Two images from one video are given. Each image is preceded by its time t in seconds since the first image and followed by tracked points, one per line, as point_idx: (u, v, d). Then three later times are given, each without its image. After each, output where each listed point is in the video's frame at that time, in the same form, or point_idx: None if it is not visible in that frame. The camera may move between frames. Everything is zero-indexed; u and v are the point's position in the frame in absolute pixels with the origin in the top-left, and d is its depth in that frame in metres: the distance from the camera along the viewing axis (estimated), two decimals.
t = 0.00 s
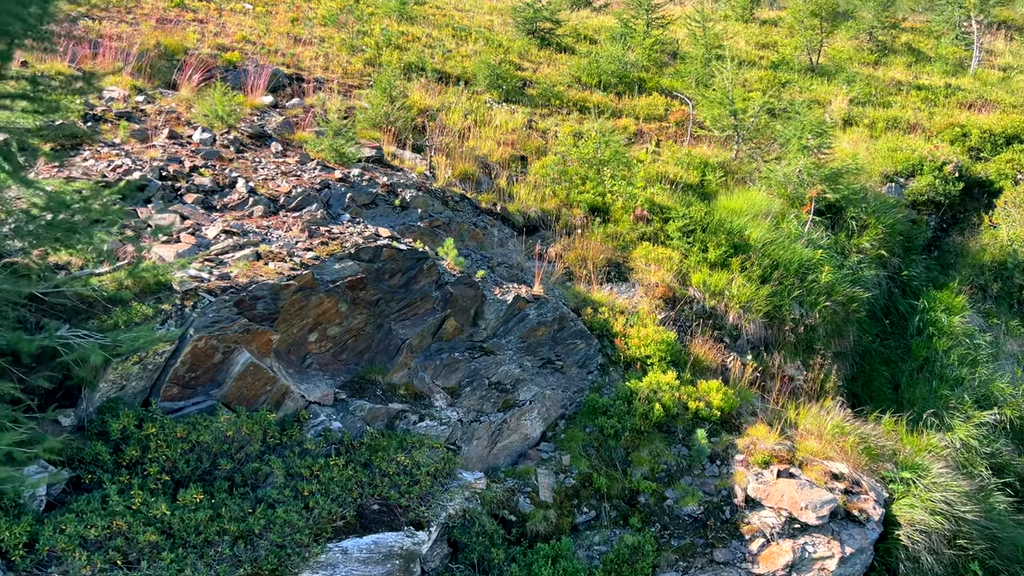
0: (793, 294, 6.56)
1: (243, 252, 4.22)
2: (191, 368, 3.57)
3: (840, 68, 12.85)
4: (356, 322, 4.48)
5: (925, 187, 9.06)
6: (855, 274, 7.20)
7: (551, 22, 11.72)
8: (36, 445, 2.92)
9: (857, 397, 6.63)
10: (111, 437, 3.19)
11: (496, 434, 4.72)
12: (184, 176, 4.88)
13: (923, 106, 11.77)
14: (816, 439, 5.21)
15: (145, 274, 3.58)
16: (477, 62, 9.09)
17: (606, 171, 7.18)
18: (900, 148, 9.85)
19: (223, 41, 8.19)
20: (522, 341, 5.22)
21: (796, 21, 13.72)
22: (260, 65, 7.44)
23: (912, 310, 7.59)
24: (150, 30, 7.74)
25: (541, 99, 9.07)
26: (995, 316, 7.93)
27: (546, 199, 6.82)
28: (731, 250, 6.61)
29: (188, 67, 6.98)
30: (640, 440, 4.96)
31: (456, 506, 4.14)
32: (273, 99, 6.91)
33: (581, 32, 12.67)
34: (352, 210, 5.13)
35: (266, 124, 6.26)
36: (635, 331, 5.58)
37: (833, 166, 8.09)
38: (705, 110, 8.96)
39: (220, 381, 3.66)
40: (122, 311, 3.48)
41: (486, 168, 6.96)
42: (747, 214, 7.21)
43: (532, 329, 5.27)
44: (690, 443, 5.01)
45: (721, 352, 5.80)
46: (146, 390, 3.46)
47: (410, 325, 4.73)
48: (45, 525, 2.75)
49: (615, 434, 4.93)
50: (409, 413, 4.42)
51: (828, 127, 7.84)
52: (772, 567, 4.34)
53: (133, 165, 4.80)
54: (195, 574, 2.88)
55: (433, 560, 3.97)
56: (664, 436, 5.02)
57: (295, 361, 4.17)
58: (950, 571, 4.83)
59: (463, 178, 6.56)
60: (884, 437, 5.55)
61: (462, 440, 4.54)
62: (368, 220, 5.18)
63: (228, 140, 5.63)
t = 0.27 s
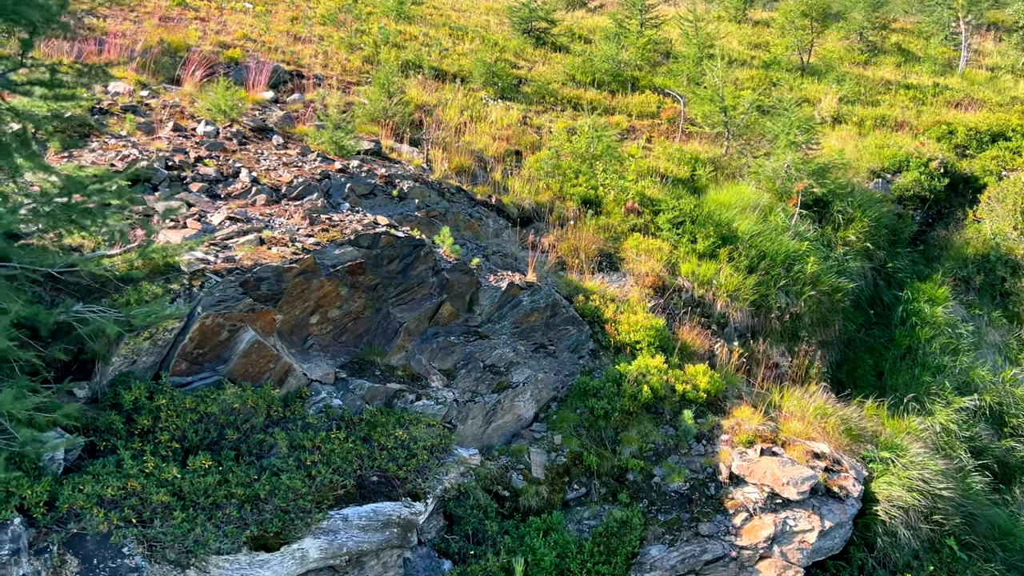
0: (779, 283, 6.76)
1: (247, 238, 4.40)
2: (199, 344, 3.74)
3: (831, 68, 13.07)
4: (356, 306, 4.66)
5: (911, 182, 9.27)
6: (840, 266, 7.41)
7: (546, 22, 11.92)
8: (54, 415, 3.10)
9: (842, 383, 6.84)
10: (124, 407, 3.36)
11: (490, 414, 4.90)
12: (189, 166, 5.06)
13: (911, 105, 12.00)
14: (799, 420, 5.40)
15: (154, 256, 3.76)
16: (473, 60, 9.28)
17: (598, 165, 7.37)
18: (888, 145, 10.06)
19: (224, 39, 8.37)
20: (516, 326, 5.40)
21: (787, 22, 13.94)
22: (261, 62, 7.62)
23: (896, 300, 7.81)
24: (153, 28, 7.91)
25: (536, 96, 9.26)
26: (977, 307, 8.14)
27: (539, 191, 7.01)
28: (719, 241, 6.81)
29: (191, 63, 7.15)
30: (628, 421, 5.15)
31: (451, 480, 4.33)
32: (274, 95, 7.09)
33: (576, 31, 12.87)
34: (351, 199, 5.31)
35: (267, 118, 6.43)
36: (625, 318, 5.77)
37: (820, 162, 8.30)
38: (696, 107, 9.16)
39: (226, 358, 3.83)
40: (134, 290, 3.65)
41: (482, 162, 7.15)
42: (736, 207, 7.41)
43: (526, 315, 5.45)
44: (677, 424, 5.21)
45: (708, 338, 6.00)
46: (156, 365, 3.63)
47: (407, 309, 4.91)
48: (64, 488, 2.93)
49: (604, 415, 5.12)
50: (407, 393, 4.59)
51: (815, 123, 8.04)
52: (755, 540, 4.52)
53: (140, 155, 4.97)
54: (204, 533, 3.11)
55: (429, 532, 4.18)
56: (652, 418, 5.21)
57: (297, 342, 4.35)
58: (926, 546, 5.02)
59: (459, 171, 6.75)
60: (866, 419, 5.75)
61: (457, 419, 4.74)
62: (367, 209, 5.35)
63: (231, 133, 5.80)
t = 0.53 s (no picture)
0: (766, 274, 6.96)
1: (251, 225, 4.58)
2: (205, 324, 3.91)
3: (821, 68, 13.30)
4: (355, 291, 4.84)
5: (898, 178, 9.49)
6: (826, 258, 7.62)
7: (541, 22, 12.13)
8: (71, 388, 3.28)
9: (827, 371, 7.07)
10: (135, 382, 3.55)
11: (485, 396, 5.09)
12: (194, 157, 5.23)
13: (899, 104, 12.22)
14: (783, 403, 5.59)
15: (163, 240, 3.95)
16: (469, 59, 9.47)
17: (591, 160, 7.57)
18: (875, 142, 10.27)
19: (226, 38, 8.55)
20: (510, 313, 5.59)
21: (778, 22, 14.17)
22: (262, 59, 7.80)
23: (881, 292, 8.02)
24: (156, 26, 8.09)
25: (531, 94, 9.45)
26: (961, 299, 8.35)
27: (533, 185, 7.20)
28: (708, 233, 7.02)
29: (194, 60, 7.33)
30: (618, 403, 5.34)
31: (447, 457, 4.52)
32: (275, 91, 7.27)
33: (570, 32, 13.08)
34: (350, 190, 5.49)
35: (268, 113, 6.62)
36: (615, 306, 5.97)
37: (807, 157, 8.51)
38: (687, 105, 9.37)
39: (231, 337, 4.01)
40: (143, 272, 3.84)
41: (478, 157, 7.34)
42: (724, 201, 7.62)
43: (519, 302, 5.63)
44: (665, 406, 5.40)
45: (696, 326, 6.19)
46: (166, 342, 3.82)
47: (405, 295, 5.08)
48: (81, 455, 3.11)
49: (595, 397, 5.31)
50: (404, 374, 4.77)
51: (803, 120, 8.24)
52: (738, 515, 4.71)
53: (146, 146, 5.15)
54: (212, 498, 3.30)
55: (426, 506, 4.36)
56: (641, 400, 5.41)
57: (299, 325, 4.53)
58: (905, 523, 5.22)
59: (455, 165, 6.94)
60: (848, 403, 5.95)
61: (453, 400, 4.93)
62: (365, 200, 5.53)
63: (234, 126, 5.98)
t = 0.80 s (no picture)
0: (753, 266, 7.17)
1: (254, 213, 4.76)
2: (212, 306, 4.10)
3: (811, 68, 13.53)
4: (355, 278, 5.03)
5: (884, 175, 9.70)
6: (812, 251, 7.84)
7: (536, 23, 12.33)
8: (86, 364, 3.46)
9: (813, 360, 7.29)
10: (146, 358, 3.72)
11: (480, 379, 5.27)
12: (198, 150, 5.41)
13: (888, 103, 12.46)
14: (768, 388, 5.79)
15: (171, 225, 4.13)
16: (465, 58, 9.67)
17: (583, 156, 7.77)
18: (863, 139, 10.50)
19: (227, 36, 8.74)
20: (504, 301, 5.79)
21: (769, 23, 14.41)
22: (263, 57, 7.99)
23: (866, 285, 8.24)
24: (158, 25, 8.27)
25: (526, 92, 9.65)
26: (945, 291, 8.57)
27: (528, 180, 7.39)
28: (697, 226, 7.22)
29: (196, 58, 7.51)
30: (608, 387, 5.54)
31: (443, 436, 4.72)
32: (275, 88, 7.46)
33: (565, 32, 13.30)
34: (350, 182, 5.68)
35: (269, 109, 6.80)
36: (606, 294, 6.16)
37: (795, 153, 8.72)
38: (678, 103, 9.58)
39: (236, 320, 4.19)
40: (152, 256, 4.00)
41: (473, 152, 7.53)
42: (714, 195, 7.82)
43: (513, 291, 5.83)
44: (654, 390, 5.60)
45: (685, 315, 6.39)
46: (174, 324, 3.99)
47: (402, 283, 5.27)
48: (96, 426, 3.29)
49: (586, 382, 5.51)
50: (402, 357, 4.94)
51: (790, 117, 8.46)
52: (723, 492, 4.91)
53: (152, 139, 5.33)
54: (220, 467, 3.49)
55: (422, 484, 4.56)
56: (630, 384, 5.60)
57: (300, 310, 4.70)
58: (884, 502, 5.42)
59: (451, 160, 7.13)
60: (831, 389, 6.16)
61: (449, 383, 5.10)
62: (364, 191, 5.72)
63: (236, 121, 6.16)
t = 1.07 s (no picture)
0: (741, 258, 7.38)
1: (256, 203, 4.94)
2: (217, 290, 4.27)
3: (802, 67, 13.75)
4: (354, 266, 5.21)
5: (871, 171, 9.92)
6: (799, 244, 8.04)
7: (531, 23, 12.54)
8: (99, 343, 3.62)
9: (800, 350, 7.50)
10: (155, 339, 3.89)
11: (474, 365, 5.47)
12: (202, 143, 5.59)
13: (876, 102, 12.68)
14: (753, 374, 5.99)
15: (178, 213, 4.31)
16: (461, 57, 9.87)
17: (576, 151, 7.97)
18: (851, 137, 10.72)
19: (227, 36, 8.92)
20: (498, 290, 5.97)
21: (761, 24, 14.64)
22: (263, 56, 8.18)
23: (853, 278, 8.46)
24: (161, 24, 8.45)
25: (521, 91, 9.85)
26: (929, 284, 8.79)
27: (522, 174, 7.59)
28: (686, 220, 7.42)
29: (198, 56, 7.70)
30: (599, 373, 5.73)
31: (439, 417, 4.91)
32: (275, 85, 7.65)
33: (559, 32, 13.50)
34: (349, 175, 5.86)
35: (270, 105, 6.99)
36: (598, 284, 6.36)
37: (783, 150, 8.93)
38: (670, 101, 9.79)
39: (240, 304, 4.37)
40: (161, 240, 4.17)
41: (468, 147, 7.73)
42: (703, 190, 8.03)
43: (507, 280, 6.02)
44: (643, 376, 5.79)
45: (674, 305, 6.59)
46: (181, 307, 4.16)
47: (400, 272, 5.45)
48: (109, 400, 3.46)
49: (577, 367, 5.70)
50: (400, 343, 5.13)
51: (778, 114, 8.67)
52: (709, 472, 5.10)
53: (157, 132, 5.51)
54: (227, 440, 3.67)
55: (419, 463, 4.73)
56: (620, 370, 5.81)
57: (301, 297, 4.88)
58: (865, 482, 5.63)
59: (447, 155, 7.33)
60: (815, 376, 6.36)
61: (445, 368, 5.32)
62: (363, 184, 5.90)
63: (238, 116, 6.35)
